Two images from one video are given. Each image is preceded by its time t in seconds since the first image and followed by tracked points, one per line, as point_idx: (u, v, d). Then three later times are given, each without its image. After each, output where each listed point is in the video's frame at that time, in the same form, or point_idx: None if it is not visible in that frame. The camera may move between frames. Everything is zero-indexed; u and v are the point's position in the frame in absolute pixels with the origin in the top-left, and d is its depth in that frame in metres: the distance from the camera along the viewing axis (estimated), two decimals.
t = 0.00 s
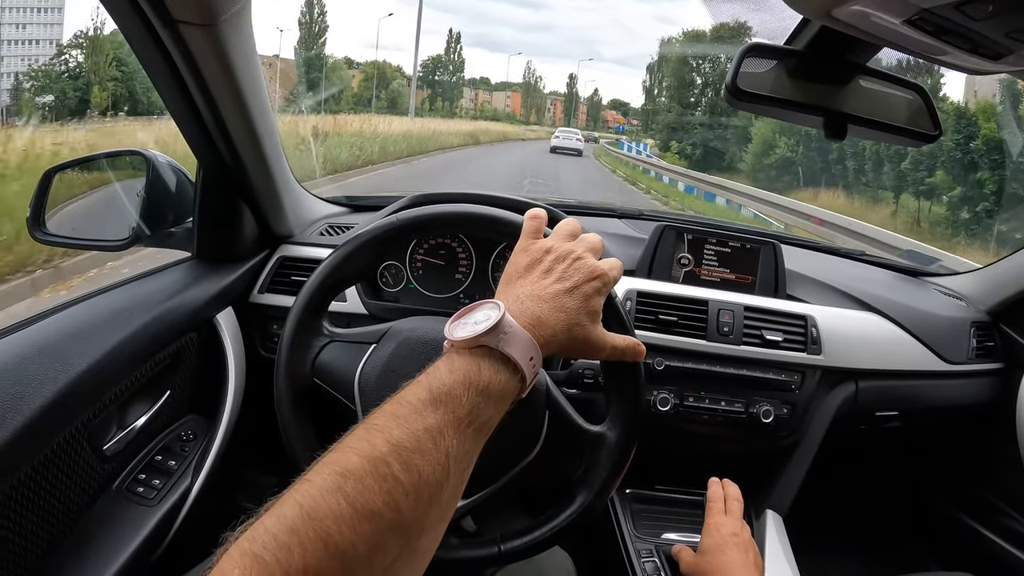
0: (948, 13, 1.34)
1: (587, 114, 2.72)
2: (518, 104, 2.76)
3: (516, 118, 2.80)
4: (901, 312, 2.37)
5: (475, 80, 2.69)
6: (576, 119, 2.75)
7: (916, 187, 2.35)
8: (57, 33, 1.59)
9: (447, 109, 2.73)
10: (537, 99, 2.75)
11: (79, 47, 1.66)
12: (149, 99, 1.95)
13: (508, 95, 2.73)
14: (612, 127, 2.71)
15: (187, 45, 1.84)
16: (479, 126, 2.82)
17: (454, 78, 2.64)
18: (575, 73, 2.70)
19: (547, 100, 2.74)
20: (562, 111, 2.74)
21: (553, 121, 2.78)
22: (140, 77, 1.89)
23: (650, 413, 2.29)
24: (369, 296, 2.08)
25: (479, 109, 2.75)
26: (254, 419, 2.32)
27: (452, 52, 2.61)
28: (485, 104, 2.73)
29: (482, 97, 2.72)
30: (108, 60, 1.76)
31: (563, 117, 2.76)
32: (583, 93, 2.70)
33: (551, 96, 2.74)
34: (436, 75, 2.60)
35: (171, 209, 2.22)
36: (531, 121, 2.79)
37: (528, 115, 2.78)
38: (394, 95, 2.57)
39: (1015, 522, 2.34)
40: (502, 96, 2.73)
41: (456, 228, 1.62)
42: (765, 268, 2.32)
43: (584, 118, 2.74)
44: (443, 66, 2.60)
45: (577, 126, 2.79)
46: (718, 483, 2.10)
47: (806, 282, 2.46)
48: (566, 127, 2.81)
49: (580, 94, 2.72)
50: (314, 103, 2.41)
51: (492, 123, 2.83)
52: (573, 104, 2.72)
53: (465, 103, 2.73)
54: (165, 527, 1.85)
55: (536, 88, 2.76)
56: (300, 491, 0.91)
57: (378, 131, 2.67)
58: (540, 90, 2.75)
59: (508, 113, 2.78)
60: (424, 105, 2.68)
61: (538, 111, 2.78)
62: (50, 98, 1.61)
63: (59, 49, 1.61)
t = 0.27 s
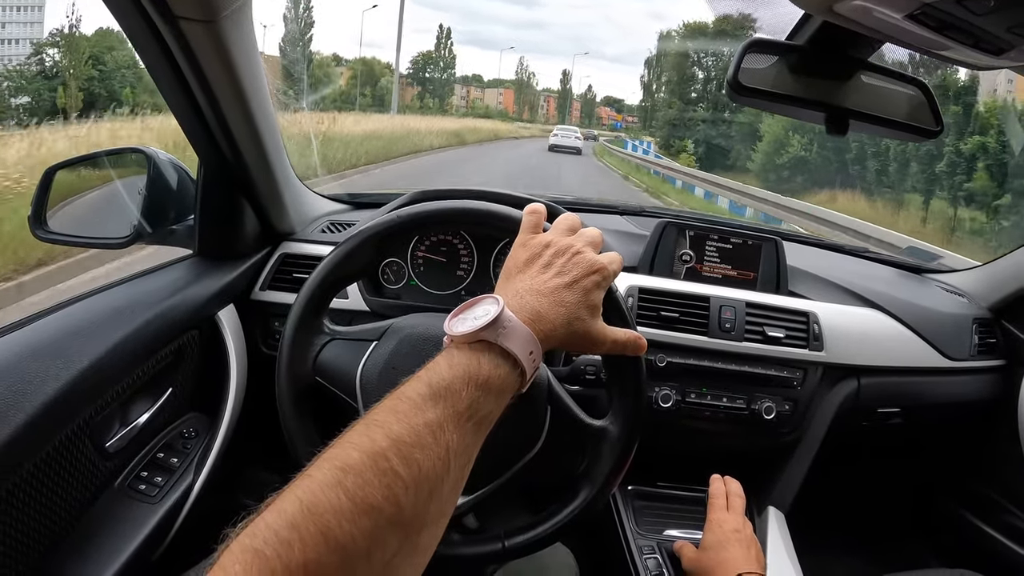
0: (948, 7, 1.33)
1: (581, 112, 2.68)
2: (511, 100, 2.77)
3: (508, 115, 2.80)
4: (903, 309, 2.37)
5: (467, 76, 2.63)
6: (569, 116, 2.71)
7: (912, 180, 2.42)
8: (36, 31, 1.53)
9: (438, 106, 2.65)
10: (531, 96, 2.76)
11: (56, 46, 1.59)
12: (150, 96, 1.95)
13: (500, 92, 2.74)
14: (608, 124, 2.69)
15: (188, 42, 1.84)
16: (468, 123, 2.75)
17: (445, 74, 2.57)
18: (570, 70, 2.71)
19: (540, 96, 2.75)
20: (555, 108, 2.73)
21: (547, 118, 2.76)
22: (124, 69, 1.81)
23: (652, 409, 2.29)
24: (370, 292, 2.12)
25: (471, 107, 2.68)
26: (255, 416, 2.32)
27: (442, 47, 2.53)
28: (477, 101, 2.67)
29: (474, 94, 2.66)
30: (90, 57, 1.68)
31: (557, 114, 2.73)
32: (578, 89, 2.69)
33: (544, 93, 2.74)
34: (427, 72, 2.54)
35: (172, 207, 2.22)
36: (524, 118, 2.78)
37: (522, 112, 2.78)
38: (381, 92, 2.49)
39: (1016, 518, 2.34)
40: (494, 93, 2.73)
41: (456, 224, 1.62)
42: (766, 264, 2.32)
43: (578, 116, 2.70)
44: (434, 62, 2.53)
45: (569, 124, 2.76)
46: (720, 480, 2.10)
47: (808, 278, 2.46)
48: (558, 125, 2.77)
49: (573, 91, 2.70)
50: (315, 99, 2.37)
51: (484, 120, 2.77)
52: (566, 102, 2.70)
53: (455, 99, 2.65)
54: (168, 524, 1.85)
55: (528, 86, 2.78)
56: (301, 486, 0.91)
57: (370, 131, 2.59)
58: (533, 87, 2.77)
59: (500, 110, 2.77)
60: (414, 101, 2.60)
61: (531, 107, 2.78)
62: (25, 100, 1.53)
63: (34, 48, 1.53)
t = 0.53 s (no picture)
0: (953, 10, 1.33)
1: (580, 108, 2.85)
2: (508, 99, 2.78)
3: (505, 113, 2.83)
4: (907, 312, 2.36)
5: (463, 75, 2.64)
6: (569, 114, 2.88)
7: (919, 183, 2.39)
8: (21, 30, 1.47)
9: (433, 104, 2.64)
10: (529, 94, 2.81)
11: (38, 44, 1.51)
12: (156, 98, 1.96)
13: (498, 91, 2.74)
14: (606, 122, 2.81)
15: (192, 44, 1.85)
16: (458, 121, 2.76)
17: (441, 72, 2.59)
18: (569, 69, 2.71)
19: (539, 95, 2.83)
20: (554, 106, 2.86)
21: (545, 117, 2.89)
22: (111, 69, 1.74)
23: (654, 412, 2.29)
24: (373, 293, 2.11)
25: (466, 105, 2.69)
26: (258, 417, 2.33)
27: (437, 46, 2.56)
28: (473, 100, 2.68)
29: (470, 93, 2.67)
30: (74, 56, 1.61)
31: (556, 113, 2.89)
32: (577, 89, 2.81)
33: (542, 92, 2.83)
34: (421, 70, 2.55)
35: (176, 208, 2.23)
36: (522, 117, 2.87)
37: (520, 109, 2.84)
38: (371, 91, 2.49)
39: (1019, 522, 2.34)
40: (491, 92, 2.73)
41: (457, 226, 1.62)
42: (770, 267, 2.32)
43: (576, 114, 2.89)
44: (429, 60, 2.55)
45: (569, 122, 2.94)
46: (722, 483, 2.09)
47: (811, 280, 2.46)
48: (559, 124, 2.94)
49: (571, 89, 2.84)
50: (319, 102, 2.39)
51: (480, 119, 2.81)
52: (565, 101, 2.87)
53: (450, 97, 2.64)
54: (170, 523, 1.86)
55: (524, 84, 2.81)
56: (294, 482, 0.92)
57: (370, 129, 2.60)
58: (530, 85, 2.81)
59: (497, 109, 2.80)
60: (407, 99, 2.59)
61: (528, 106, 2.85)
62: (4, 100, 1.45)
63: (15, 48, 1.46)
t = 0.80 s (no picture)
0: (958, 13, 1.33)
1: (579, 107, 2.80)
2: (506, 97, 2.75)
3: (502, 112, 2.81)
4: (910, 315, 2.36)
5: (459, 74, 2.61)
6: (567, 114, 2.83)
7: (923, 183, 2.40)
8: None
9: (428, 104, 2.61)
10: (526, 93, 2.77)
11: (17, 43, 1.48)
12: (159, 98, 1.96)
13: (494, 89, 2.70)
14: (603, 121, 2.79)
15: (195, 46, 1.85)
16: (454, 122, 2.73)
17: (437, 72, 2.55)
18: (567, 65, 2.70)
19: (537, 95, 2.79)
20: (552, 105, 2.82)
21: (543, 116, 2.84)
22: (94, 68, 1.69)
23: (657, 414, 2.29)
24: (376, 294, 2.13)
25: (462, 104, 2.67)
26: (260, 417, 2.33)
27: (432, 44, 2.51)
28: (469, 98, 2.66)
29: (467, 91, 2.66)
30: (50, 56, 1.56)
31: (553, 112, 2.84)
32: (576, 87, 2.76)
33: (540, 91, 2.80)
34: (416, 68, 2.51)
35: (179, 209, 2.24)
36: (520, 116, 2.83)
37: (517, 108, 2.80)
38: (365, 88, 2.45)
39: (1021, 525, 2.32)
40: (489, 91, 2.70)
41: (460, 227, 1.61)
42: (774, 270, 2.32)
43: (575, 114, 2.83)
44: (423, 58, 2.50)
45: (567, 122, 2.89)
46: (724, 485, 2.09)
47: (815, 282, 2.45)
48: (558, 124, 2.88)
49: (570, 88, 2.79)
50: (319, 102, 2.39)
51: (475, 118, 2.77)
52: (563, 100, 2.81)
53: (446, 96, 2.62)
54: (172, 524, 1.86)
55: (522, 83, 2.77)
56: (295, 485, 0.91)
57: (374, 130, 2.61)
58: (528, 85, 2.77)
59: (494, 108, 2.77)
60: (402, 98, 2.56)
61: (526, 105, 2.82)
62: None
63: None
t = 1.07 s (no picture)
0: (962, 9, 1.32)
1: (575, 104, 2.75)
2: (501, 95, 2.70)
3: (497, 110, 2.74)
4: (912, 314, 2.35)
5: (454, 71, 2.54)
6: (563, 112, 2.77)
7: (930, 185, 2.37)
8: None
9: (421, 103, 2.51)
10: (521, 91, 2.71)
11: None
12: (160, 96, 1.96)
13: (490, 87, 2.66)
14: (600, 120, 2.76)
15: (194, 43, 1.84)
16: (445, 121, 2.64)
17: (429, 70, 2.46)
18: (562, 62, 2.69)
19: (532, 92, 2.72)
20: (548, 102, 2.74)
21: (539, 113, 2.76)
22: (72, 68, 1.60)
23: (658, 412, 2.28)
24: (376, 292, 2.11)
25: (456, 103, 2.59)
26: (260, 416, 2.32)
27: (426, 39, 2.41)
28: (462, 96, 2.59)
29: (461, 89, 2.58)
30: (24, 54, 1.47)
31: (550, 109, 2.75)
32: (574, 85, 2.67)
33: (536, 88, 2.72)
34: (408, 65, 2.41)
35: (178, 207, 2.24)
36: (515, 113, 2.77)
37: (512, 106, 2.75)
38: (358, 85, 2.39)
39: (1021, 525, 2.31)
40: (483, 88, 2.64)
41: (459, 225, 1.61)
42: (775, 268, 2.31)
43: (571, 111, 2.76)
44: (416, 55, 2.40)
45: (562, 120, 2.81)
46: (725, 484, 2.08)
47: (816, 281, 2.44)
48: (555, 122, 2.80)
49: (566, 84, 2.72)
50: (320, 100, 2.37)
51: (469, 115, 2.70)
52: (560, 97, 2.72)
53: (438, 94, 2.54)
54: (171, 522, 1.85)
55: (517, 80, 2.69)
56: (292, 484, 0.91)
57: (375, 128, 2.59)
58: (523, 82, 2.69)
59: (488, 105, 2.71)
60: (393, 98, 2.45)
61: (521, 103, 2.75)
62: None
63: None
